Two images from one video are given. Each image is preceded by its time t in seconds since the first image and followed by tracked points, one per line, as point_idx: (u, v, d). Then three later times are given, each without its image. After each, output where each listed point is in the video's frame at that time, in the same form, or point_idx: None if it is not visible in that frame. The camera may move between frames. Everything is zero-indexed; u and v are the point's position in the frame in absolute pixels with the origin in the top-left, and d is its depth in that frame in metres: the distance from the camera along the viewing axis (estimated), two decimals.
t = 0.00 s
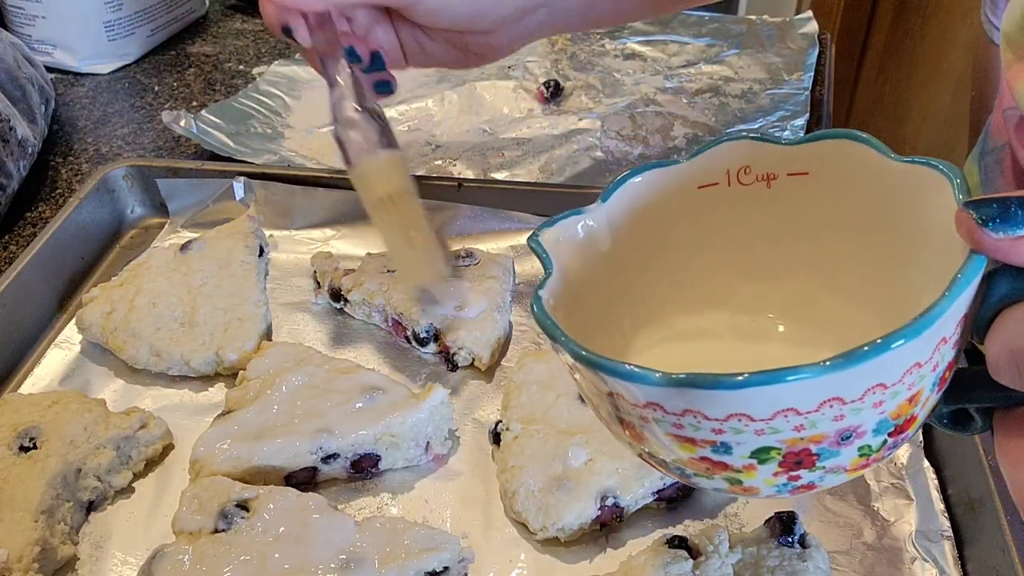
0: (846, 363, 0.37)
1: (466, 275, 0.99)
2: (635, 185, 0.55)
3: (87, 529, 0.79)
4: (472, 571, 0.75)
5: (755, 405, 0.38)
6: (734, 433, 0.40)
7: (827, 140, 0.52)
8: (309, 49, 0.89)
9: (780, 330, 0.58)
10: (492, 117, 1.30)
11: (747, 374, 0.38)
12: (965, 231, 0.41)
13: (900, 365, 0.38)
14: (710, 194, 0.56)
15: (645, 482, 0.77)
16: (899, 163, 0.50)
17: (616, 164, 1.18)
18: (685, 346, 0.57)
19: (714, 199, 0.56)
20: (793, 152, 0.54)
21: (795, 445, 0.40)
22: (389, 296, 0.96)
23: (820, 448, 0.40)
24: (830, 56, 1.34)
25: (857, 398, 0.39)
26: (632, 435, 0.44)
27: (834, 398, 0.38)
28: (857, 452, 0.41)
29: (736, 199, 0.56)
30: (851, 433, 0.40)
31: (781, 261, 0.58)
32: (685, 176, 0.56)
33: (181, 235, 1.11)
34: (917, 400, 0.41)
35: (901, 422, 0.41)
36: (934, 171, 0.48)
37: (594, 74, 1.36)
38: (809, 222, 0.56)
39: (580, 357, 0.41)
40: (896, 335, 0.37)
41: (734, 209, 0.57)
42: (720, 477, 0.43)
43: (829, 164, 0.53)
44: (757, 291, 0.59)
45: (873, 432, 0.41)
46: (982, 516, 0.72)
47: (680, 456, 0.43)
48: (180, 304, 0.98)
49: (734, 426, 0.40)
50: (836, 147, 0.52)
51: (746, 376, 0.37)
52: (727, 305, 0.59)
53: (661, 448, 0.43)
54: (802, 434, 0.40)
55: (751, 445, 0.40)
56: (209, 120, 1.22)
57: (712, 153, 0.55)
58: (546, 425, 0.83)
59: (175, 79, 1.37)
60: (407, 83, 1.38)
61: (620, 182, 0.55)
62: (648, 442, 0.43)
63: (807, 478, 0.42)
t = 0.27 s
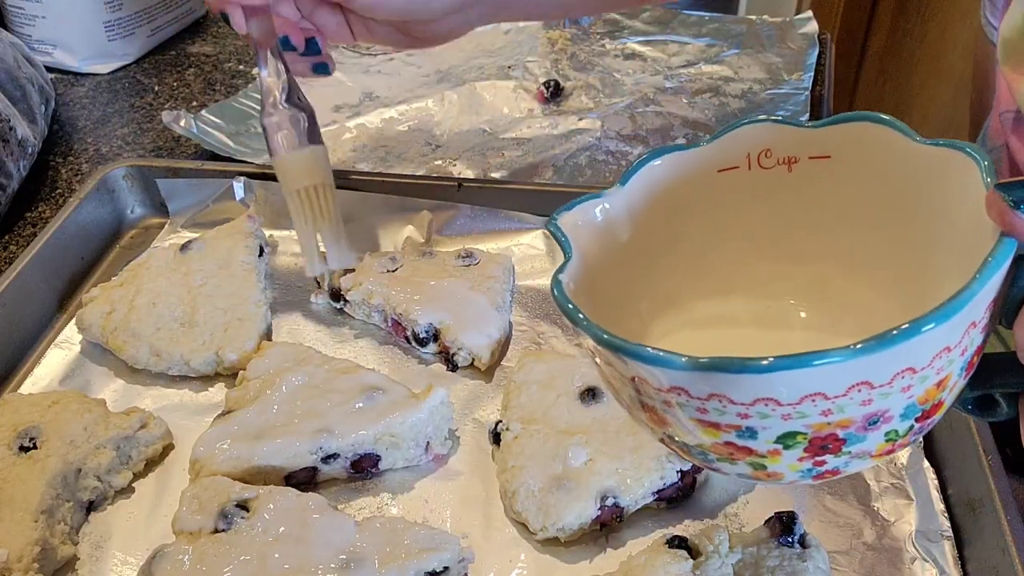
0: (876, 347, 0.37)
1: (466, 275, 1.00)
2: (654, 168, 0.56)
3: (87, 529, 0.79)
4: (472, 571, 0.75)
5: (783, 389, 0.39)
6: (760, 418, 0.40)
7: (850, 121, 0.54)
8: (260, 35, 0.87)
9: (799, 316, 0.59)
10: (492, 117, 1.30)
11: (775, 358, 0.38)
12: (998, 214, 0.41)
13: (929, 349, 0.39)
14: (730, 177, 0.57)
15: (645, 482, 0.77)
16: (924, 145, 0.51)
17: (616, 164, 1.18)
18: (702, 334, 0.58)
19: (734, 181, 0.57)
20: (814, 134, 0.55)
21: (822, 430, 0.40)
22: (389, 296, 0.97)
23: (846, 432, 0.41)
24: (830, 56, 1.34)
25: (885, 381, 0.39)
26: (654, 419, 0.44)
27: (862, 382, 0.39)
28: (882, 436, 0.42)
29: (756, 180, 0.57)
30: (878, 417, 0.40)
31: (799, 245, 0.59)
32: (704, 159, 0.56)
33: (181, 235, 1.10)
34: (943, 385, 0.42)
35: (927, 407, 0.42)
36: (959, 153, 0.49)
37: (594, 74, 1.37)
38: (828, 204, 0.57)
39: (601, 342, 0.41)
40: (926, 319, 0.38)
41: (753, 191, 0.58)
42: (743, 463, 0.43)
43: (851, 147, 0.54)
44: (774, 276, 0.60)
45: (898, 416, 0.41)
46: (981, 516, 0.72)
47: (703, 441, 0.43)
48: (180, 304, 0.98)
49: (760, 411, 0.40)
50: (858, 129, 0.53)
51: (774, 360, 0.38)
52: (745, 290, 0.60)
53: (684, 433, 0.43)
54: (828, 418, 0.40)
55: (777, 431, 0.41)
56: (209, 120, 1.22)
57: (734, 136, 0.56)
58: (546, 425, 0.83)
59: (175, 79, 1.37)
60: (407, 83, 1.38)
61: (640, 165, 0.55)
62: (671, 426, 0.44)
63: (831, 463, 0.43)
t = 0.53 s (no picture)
0: (895, 332, 0.39)
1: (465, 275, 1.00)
2: (673, 153, 0.56)
3: (88, 529, 0.80)
4: (472, 571, 0.75)
5: (800, 373, 0.40)
6: (776, 400, 0.42)
7: (871, 108, 0.54)
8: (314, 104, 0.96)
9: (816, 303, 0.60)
10: (492, 117, 1.30)
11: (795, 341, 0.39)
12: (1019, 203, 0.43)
13: (947, 334, 0.40)
14: (749, 163, 0.58)
15: (645, 482, 0.77)
16: (944, 132, 0.51)
17: (616, 165, 1.18)
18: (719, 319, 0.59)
19: (752, 166, 0.58)
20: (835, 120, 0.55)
21: (837, 413, 0.42)
22: (389, 297, 0.97)
23: (862, 416, 0.42)
24: (829, 56, 1.34)
25: (902, 365, 0.40)
26: (671, 401, 0.46)
27: (880, 366, 0.40)
28: (898, 420, 0.43)
29: (775, 165, 0.58)
30: (894, 401, 0.42)
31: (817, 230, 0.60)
32: (723, 145, 0.57)
33: (182, 235, 1.11)
34: (960, 370, 0.43)
35: (943, 391, 0.43)
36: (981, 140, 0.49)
37: (594, 74, 1.37)
38: (848, 190, 0.57)
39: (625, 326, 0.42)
40: (944, 304, 0.39)
41: (771, 177, 0.58)
42: (760, 443, 0.45)
43: (872, 134, 0.55)
44: (792, 261, 0.60)
45: (914, 400, 0.42)
46: (981, 516, 0.72)
47: (721, 421, 0.45)
48: (180, 304, 0.99)
49: (778, 393, 0.41)
50: (879, 114, 0.54)
51: (792, 343, 0.39)
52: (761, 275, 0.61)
53: (701, 415, 0.45)
54: (845, 401, 0.41)
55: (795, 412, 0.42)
56: (210, 120, 1.22)
57: (754, 122, 0.56)
58: (546, 425, 0.83)
59: (175, 79, 1.37)
60: (407, 83, 1.38)
61: (658, 151, 0.56)
62: (688, 407, 0.45)
63: (846, 446, 0.44)
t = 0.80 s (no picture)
0: (912, 334, 0.39)
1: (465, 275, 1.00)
2: (680, 152, 0.57)
3: (88, 529, 0.80)
4: (472, 571, 0.75)
5: (815, 376, 0.40)
6: (790, 405, 0.42)
7: (880, 108, 0.54)
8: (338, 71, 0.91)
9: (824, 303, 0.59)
10: (492, 117, 1.30)
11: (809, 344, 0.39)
12: None
13: (963, 337, 0.40)
14: (755, 162, 0.58)
15: (645, 482, 0.77)
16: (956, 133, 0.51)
17: (615, 164, 1.18)
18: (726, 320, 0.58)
19: (759, 166, 0.58)
20: (843, 120, 0.55)
21: (852, 418, 0.42)
22: (390, 297, 0.97)
23: (876, 421, 0.42)
24: (829, 57, 1.34)
25: (918, 369, 0.40)
26: (681, 405, 0.46)
27: (895, 370, 0.40)
28: (913, 424, 0.43)
29: (782, 164, 0.58)
30: (909, 405, 0.42)
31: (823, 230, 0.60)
32: (730, 145, 0.57)
33: (181, 235, 1.11)
34: (975, 374, 0.43)
35: (958, 395, 0.43)
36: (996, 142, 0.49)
37: (594, 74, 1.37)
38: (856, 189, 0.57)
39: (633, 327, 0.42)
40: (961, 307, 0.39)
41: (778, 177, 0.58)
42: (771, 449, 0.45)
43: (879, 132, 0.55)
44: (798, 262, 0.60)
45: (929, 405, 0.42)
46: (981, 516, 0.72)
47: (731, 427, 0.45)
48: (180, 304, 0.99)
49: (791, 398, 0.41)
50: (888, 114, 0.54)
51: (806, 347, 0.39)
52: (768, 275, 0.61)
53: (712, 419, 0.45)
54: (860, 406, 0.41)
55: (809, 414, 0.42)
56: (210, 120, 1.22)
57: (760, 121, 0.56)
58: (546, 425, 0.83)
59: (175, 80, 1.37)
60: (407, 83, 1.38)
61: (664, 150, 0.56)
62: (699, 412, 0.45)
63: (860, 451, 0.44)
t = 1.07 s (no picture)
0: (922, 323, 0.39)
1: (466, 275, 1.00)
2: (689, 145, 0.57)
3: (88, 529, 0.80)
4: (472, 571, 0.75)
5: (825, 367, 0.40)
6: (799, 395, 0.42)
7: (888, 101, 0.54)
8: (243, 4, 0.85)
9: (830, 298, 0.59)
10: (492, 117, 1.30)
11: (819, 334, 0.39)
12: None
13: (973, 327, 0.40)
14: (764, 156, 0.58)
15: (645, 482, 0.77)
16: (965, 126, 0.51)
17: (615, 164, 1.18)
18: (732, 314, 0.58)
19: (768, 160, 0.58)
20: (852, 114, 0.55)
21: (861, 408, 0.42)
22: (390, 297, 0.97)
23: (885, 411, 0.42)
24: (829, 57, 1.34)
25: (928, 359, 0.40)
26: (690, 396, 0.46)
27: (905, 360, 0.40)
28: (922, 415, 0.43)
29: (790, 159, 0.58)
30: (918, 395, 0.42)
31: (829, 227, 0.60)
32: (739, 138, 0.57)
33: (182, 235, 1.11)
34: (984, 365, 0.43)
35: (967, 385, 0.43)
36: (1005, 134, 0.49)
37: (594, 74, 1.37)
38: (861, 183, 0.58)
39: (643, 318, 0.42)
40: (972, 297, 0.39)
41: (786, 171, 0.58)
42: (780, 440, 0.45)
43: (887, 125, 0.55)
44: (805, 256, 0.60)
45: (938, 395, 0.42)
46: (981, 516, 0.72)
47: (741, 417, 0.44)
48: (180, 304, 0.99)
49: (800, 387, 0.41)
50: (896, 107, 0.54)
51: (816, 336, 0.39)
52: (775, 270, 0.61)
53: (721, 410, 0.45)
54: (869, 396, 0.41)
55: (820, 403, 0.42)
56: (210, 120, 1.22)
57: (769, 114, 0.57)
58: (546, 425, 0.83)
59: (176, 80, 1.37)
60: (407, 83, 1.38)
61: (673, 144, 0.56)
62: (708, 403, 0.45)
63: (868, 442, 0.44)
